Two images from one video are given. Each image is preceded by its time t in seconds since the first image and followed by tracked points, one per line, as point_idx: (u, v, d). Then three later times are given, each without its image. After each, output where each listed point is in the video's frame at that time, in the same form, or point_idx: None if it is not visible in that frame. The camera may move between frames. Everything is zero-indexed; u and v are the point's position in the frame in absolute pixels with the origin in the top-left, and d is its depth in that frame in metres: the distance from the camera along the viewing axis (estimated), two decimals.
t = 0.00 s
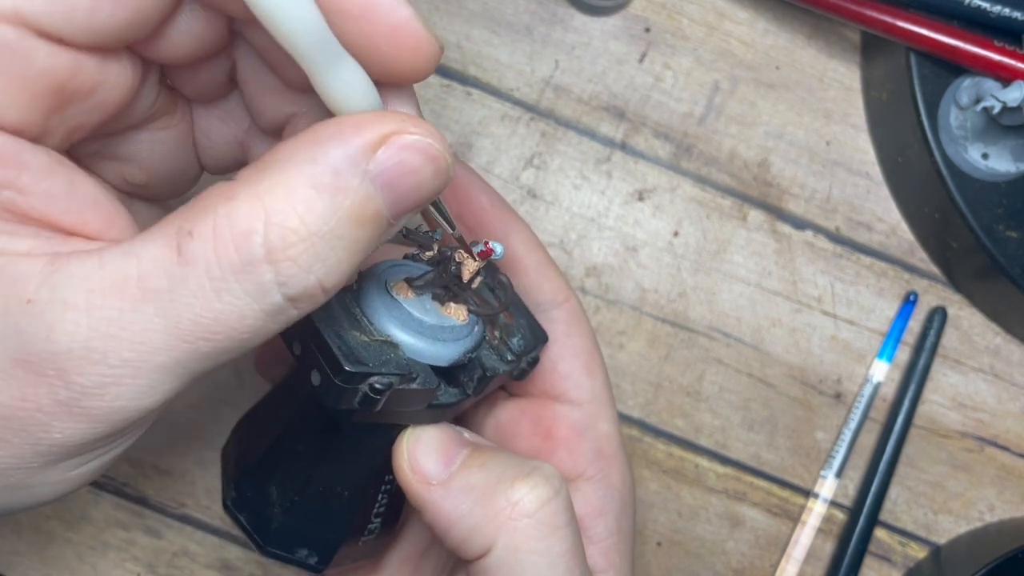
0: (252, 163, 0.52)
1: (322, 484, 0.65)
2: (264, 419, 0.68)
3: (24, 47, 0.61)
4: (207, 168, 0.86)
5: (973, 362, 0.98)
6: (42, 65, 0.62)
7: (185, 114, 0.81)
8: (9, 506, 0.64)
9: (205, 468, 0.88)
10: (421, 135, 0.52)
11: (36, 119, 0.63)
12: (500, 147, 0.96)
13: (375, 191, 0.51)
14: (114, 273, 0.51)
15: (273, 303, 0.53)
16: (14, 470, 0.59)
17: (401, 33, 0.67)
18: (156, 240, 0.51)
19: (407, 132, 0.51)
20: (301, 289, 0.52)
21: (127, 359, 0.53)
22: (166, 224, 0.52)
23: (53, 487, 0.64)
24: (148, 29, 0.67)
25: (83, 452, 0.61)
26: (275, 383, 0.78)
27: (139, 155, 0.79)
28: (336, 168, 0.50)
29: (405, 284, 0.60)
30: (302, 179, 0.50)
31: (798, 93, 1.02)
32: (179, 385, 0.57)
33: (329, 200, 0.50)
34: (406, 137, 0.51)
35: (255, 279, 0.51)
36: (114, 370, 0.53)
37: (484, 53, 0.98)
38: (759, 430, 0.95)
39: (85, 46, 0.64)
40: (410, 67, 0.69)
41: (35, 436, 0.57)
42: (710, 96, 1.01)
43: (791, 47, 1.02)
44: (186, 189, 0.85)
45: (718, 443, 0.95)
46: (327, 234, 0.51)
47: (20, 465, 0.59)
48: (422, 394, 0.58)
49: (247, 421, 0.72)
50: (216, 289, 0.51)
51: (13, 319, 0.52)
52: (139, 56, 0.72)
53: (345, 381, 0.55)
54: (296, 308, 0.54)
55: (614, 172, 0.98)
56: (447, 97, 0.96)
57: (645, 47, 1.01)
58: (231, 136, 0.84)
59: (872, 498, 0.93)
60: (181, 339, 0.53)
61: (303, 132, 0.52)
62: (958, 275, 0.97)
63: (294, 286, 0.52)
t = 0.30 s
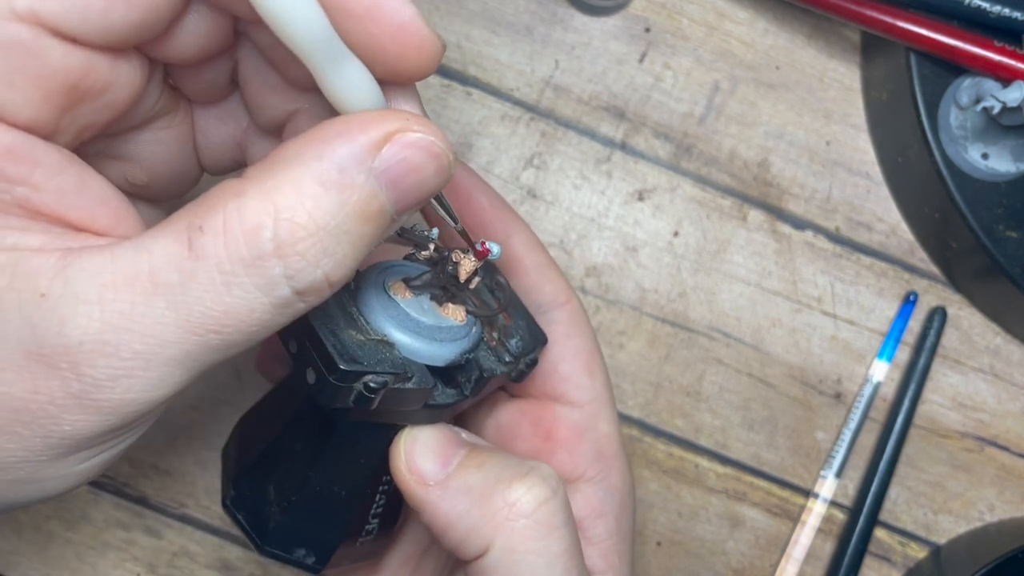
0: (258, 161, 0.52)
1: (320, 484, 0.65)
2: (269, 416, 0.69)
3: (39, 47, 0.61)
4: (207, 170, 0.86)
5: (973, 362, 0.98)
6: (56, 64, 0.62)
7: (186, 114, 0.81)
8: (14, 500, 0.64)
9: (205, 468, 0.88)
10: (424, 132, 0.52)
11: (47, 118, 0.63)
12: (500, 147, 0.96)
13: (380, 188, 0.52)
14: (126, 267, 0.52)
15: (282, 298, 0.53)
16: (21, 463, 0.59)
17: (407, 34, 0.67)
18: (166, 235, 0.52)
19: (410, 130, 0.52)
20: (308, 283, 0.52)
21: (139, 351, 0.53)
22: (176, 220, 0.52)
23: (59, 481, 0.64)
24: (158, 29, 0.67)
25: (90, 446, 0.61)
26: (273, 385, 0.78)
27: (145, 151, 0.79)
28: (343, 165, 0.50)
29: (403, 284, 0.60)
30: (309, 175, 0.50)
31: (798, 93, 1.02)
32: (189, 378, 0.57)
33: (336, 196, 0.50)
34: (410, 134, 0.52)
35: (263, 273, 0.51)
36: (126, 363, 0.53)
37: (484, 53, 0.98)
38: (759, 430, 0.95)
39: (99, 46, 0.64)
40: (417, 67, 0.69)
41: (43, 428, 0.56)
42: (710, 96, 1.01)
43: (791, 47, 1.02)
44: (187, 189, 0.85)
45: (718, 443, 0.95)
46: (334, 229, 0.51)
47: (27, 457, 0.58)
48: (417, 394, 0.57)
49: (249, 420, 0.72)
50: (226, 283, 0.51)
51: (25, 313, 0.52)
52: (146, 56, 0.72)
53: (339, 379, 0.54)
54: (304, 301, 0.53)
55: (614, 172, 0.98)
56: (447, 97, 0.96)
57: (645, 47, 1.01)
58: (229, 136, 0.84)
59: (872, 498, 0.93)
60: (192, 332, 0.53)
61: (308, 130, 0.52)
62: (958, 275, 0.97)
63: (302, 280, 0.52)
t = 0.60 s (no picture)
0: (249, 168, 0.52)
1: (318, 483, 0.65)
2: (268, 416, 0.69)
3: (26, 54, 0.61)
4: (204, 169, 0.86)
5: (973, 362, 0.98)
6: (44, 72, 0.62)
7: (182, 116, 0.82)
8: (10, 505, 0.64)
9: (205, 468, 0.87)
10: (415, 136, 0.53)
11: (35, 125, 0.63)
12: (500, 147, 0.96)
13: (372, 194, 0.52)
14: (118, 276, 0.52)
15: (275, 304, 0.53)
16: (17, 470, 0.59)
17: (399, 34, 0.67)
18: (158, 243, 0.52)
19: (401, 135, 0.52)
20: (301, 290, 0.52)
21: (131, 360, 0.53)
22: (167, 228, 0.52)
23: (55, 486, 0.64)
24: (147, 35, 0.67)
25: (85, 452, 0.61)
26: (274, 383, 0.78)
27: (140, 156, 0.79)
28: (335, 171, 0.51)
29: (402, 283, 0.60)
30: (301, 181, 0.50)
31: (798, 93, 1.02)
32: (182, 387, 0.57)
33: (328, 202, 0.51)
34: (401, 139, 0.52)
35: (256, 281, 0.51)
36: (118, 371, 0.53)
37: (484, 53, 0.98)
38: (759, 430, 0.95)
39: (86, 52, 0.64)
40: (409, 67, 0.68)
41: (36, 435, 0.56)
42: (710, 96, 1.01)
43: (791, 47, 1.02)
44: (184, 189, 0.85)
45: (718, 443, 0.95)
46: (327, 235, 0.51)
47: (22, 464, 0.58)
48: (415, 392, 0.57)
49: (247, 420, 0.72)
50: (217, 291, 0.51)
51: (17, 321, 0.52)
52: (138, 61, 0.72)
53: (337, 378, 0.54)
54: (297, 308, 0.53)
55: (614, 172, 0.98)
56: (447, 97, 0.96)
57: (645, 47, 1.01)
58: (226, 136, 0.84)
59: (872, 498, 0.93)
60: (183, 341, 0.53)
61: (298, 136, 0.52)
62: (958, 275, 0.97)
63: (295, 287, 0.52)
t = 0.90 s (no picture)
0: (236, 160, 0.52)
1: (317, 481, 0.65)
2: (265, 414, 0.69)
3: (12, 48, 0.61)
4: (201, 168, 0.86)
5: (973, 363, 0.98)
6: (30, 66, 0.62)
7: (177, 113, 0.82)
8: (10, 503, 0.64)
9: (205, 468, 0.87)
10: (399, 121, 0.53)
11: (24, 120, 0.63)
12: (500, 147, 0.96)
13: (359, 180, 0.52)
14: (109, 271, 0.52)
15: (266, 295, 0.53)
16: (14, 469, 0.59)
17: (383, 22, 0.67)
18: (148, 238, 0.52)
19: (384, 120, 0.52)
20: (291, 281, 0.52)
21: (124, 354, 0.53)
22: (157, 222, 0.52)
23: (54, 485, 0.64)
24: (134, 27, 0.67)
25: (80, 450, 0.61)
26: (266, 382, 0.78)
27: (135, 152, 0.79)
28: (321, 158, 0.51)
29: (400, 283, 0.60)
30: (287, 169, 0.50)
31: (798, 93, 1.02)
32: (176, 380, 0.57)
33: (315, 189, 0.50)
34: (385, 124, 0.52)
35: (246, 272, 0.51)
36: (111, 366, 0.53)
37: (484, 53, 0.98)
38: (759, 430, 0.95)
39: (74, 46, 0.64)
40: (398, 56, 0.68)
41: (31, 433, 0.56)
42: (710, 96, 1.01)
43: (791, 47, 1.02)
44: (181, 188, 0.85)
45: (718, 443, 0.95)
46: (316, 223, 0.51)
47: (19, 462, 0.59)
48: (414, 392, 0.57)
49: (245, 420, 0.72)
50: (208, 283, 0.51)
51: (9, 319, 0.52)
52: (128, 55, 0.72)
53: (334, 377, 0.54)
54: (289, 299, 0.53)
55: (614, 172, 0.98)
56: (447, 97, 0.96)
57: (645, 47, 1.01)
58: (220, 135, 0.84)
59: (872, 497, 0.93)
60: (176, 334, 0.53)
61: (283, 126, 0.52)
62: (958, 275, 0.97)
63: (285, 277, 0.52)
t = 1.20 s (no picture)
0: (244, 170, 0.52)
1: (318, 481, 0.65)
2: (267, 418, 0.69)
3: (19, 58, 0.61)
4: (206, 169, 0.86)
5: (973, 363, 0.98)
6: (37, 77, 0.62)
7: (182, 116, 0.82)
8: (9, 506, 0.64)
9: (205, 468, 0.88)
10: (408, 137, 0.53)
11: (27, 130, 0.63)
12: (500, 147, 0.96)
13: (365, 195, 0.52)
14: (112, 280, 0.52)
15: (271, 307, 0.53)
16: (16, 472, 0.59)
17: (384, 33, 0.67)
18: (153, 247, 0.52)
19: (394, 136, 0.52)
20: (296, 293, 0.52)
21: (126, 364, 0.53)
22: (162, 231, 0.52)
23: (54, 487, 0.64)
24: (141, 39, 0.67)
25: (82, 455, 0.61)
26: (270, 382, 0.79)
27: (138, 159, 0.79)
28: (329, 173, 0.51)
29: (401, 284, 0.60)
30: (294, 183, 0.50)
31: (798, 93, 1.02)
32: (179, 390, 0.57)
33: (322, 204, 0.51)
34: (394, 140, 0.52)
35: (250, 283, 0.51)
36: (112, 375, 0.53)
37: (484, 53, 0.98)
38: (759, 430, 0.95)
39: (80, 56, 0.64)
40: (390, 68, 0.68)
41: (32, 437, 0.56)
42: (709, 96, 1.01)
43: (791, 47, 1.02)
44: (186, 190, 0.85)
45: (718, 443, 0.95)
46: (321, 237, 0.51)
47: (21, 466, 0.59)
48: (415, 393, 0.57)
49: (247, 421, 0.72)
50: (212, 294, 0.51)
51: (12, 325, 0.52)
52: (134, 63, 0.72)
53: (336, 378, 0.54)
54: (292, 311, 0.53)
55: (614, 172, 0.98)
56: (447, 97, 0.96)
57: (645, 47, 1.01)
58: (226, 136, 0.84)
59: (872, 497, 0.93)
60: (179, 344, 0.53)
61: (292, 139, 0.52)
62: (958, 275, 0.97)
63: (290, 289, 0.52)
